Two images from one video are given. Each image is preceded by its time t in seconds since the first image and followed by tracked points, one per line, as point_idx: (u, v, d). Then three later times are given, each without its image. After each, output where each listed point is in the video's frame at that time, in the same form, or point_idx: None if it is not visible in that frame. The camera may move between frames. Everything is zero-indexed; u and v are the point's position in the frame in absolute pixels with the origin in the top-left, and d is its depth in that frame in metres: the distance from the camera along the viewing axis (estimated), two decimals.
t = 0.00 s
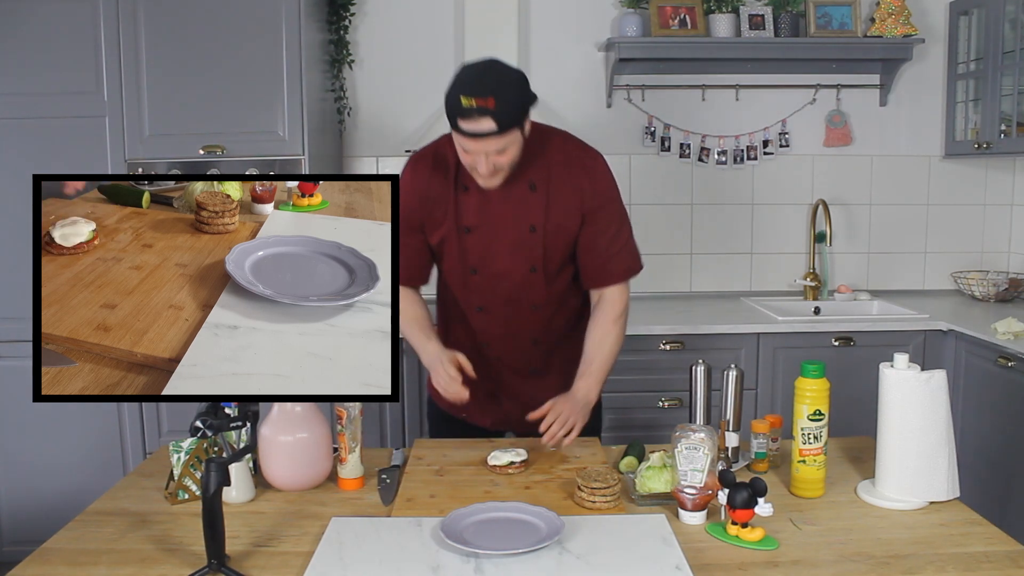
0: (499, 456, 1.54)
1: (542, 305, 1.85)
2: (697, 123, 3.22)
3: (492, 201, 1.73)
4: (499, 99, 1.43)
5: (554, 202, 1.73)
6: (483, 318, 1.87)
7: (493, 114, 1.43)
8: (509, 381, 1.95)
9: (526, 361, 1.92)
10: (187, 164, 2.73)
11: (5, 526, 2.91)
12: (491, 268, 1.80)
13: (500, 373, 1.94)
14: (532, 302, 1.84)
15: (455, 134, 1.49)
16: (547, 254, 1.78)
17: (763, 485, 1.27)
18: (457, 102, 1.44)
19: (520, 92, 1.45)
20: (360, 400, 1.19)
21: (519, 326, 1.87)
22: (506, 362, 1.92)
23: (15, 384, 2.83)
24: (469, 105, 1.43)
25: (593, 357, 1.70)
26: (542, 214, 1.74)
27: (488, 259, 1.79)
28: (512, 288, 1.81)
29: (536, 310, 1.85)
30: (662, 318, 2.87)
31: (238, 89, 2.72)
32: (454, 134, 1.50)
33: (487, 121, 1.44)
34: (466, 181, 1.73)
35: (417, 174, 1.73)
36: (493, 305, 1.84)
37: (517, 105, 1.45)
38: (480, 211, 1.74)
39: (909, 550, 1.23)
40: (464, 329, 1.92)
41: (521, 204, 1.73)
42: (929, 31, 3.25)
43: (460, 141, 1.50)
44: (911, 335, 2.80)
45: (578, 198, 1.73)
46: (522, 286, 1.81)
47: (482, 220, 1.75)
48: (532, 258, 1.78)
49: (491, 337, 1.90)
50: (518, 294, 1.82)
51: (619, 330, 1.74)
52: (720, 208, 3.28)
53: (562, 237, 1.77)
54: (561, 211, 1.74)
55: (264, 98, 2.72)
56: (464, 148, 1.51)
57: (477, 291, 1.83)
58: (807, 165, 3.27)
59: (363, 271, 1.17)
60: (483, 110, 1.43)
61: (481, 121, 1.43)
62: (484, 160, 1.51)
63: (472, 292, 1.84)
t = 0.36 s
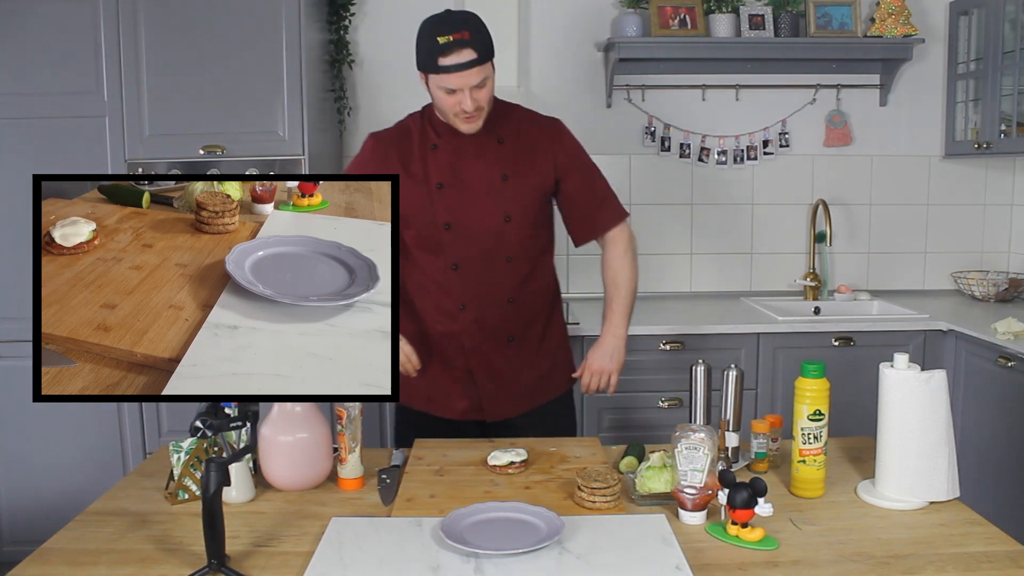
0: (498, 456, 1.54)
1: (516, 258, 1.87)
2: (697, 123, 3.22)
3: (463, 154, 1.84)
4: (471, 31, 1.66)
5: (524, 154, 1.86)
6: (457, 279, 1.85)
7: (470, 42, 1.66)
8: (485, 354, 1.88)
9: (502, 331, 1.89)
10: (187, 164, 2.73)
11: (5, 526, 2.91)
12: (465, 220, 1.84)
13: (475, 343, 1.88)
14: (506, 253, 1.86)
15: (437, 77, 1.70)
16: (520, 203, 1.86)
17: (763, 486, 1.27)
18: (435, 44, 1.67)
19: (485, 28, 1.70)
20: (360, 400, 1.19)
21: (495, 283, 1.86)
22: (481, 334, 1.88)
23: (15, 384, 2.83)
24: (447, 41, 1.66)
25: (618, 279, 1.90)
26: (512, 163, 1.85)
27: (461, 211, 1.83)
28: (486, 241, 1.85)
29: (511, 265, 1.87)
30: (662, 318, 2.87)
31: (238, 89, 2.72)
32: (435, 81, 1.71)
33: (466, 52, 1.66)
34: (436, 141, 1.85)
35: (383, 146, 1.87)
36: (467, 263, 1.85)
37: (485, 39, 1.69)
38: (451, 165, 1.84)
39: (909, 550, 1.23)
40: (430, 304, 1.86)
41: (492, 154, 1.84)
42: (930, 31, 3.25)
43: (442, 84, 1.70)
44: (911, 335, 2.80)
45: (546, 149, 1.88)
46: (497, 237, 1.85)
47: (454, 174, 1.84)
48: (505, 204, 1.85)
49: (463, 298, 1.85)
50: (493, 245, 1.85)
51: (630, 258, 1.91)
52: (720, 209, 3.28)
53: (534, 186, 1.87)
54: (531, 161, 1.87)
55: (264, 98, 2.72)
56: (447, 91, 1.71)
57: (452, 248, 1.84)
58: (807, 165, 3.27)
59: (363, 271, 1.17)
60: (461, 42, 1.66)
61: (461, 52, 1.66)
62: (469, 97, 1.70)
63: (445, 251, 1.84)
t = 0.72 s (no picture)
0: (497, 456, 1.54)
1: (510, 247, 1.89)
2: (697, 123, 3.22)
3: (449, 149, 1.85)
4: (467, 28, 1.70)
5: (506, 146, 1.89)
6: (454, 272, 1.85)
7: (467, 38, 1.69)
8: (485, 347, 1.89)
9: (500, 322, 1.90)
10: (187, 164, 2.74)
11: (5, 526, 2.91)
12: (458, 214, 1.85)
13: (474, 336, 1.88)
14: (500, 243, 1.87)
15: (432, 71, 1.69)
16: (508, 193, 1.89)
17: (763, 486, 1.28)
18: (432, 37, 1.67)
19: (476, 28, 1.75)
20: (360, 400, 1.19)
21: (492, 273, 1.87)
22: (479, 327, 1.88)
23: (15, 384, 2.83)
24: (446, 35, 1.67)
25: (563, 289, 1.96)
26: (496, 156, 1.88)
27: (452, 205, 1.84)
28: (481, 233, 1.86)
29: (504, 255, 1.88)
30: (661, 318, 2.87)
31: (238, 89, 2.72)
32: (428, 73, 1.70)
33: (464, 46, 1.69)
34: (419, 138, 1.85)
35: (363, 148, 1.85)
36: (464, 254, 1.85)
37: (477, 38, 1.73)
38: (438, 160, 1.85)
39: (909, 550, 1.23)
40: (427, 301, 1.85)
41: (477, 147, 1.86)
42: (929, 31, 3.25)
43: (437, 77, 1.70)
44: (911, 335, 2.80)
45: (523, 143, 1.92)
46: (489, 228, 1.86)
47: (442, 169, 1.84)
48: (496, 196, 1.87)
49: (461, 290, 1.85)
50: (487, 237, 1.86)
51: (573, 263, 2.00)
52: (720, 209, 3.28)
53: (518, 177, 1.90)
54: (512, 154, 1.90)
55: (264, 98, 2.72)
56: (441, 84, 1.71)
57: (448, 242, 1.84)
58: (807, 165, 3.27)
59: (363, 271, 1.17)
60: (460, 36, 1.69)
61: (459, 45, 1.68)
62: (465, 91, 1.72)
63: (441, 246, 1.84)
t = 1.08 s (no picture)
0: (496, 457, 1.54)
1: (526, 251, 1.86)
2: (697, 123, 3.22)
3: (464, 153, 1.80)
4: (486, 25, 1.64)
5: (523, 148, 1.84)
6: (470, 280, 1.82)
7: (487, 36, 1.64)
8: (501, 352, 1.87)
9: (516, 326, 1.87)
10: (187, 164, 2.73)
11: (5, 526, 2.91)
12: (474, 219, 1.81)
13: (490, 341, 1.86)
14: (516, 248, 1.85)
15: (452, 71, 1.64)
16: (524, 197, 1.84)
17: (763, 485, 1.28)
18: (451, 36, 1.62)
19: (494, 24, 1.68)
20: (360, 400, 1.19)
21: (508, 280, 1.85)
22: (496, 333, 1.86)
23: (15, 384, 2.83)
24: (465, 33, 1.62)
25: (590, 278, 1.93)
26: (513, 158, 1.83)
27: (468, 211, 1.81)
28: (496, 240, 1.82)
29: (520, 261, 1.86)
30: (661, 318, 2.87)
31: (237, 89, 2.72)
32: (449, 74, 1.65)
33: (485, 45, 1.64)
34: (434, 142, 1.81)
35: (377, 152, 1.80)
36: (480, 261, 1.82)
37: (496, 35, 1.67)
38: (454, 164, 1.80)
39: (909, 550, 1.23)
40: (443, 308, 1.84)
41: (493, 150, 1.82)
42: (930, 31, 3.25)
43: (456, 78, 1.65)
44: (911, 335, 2.80)
45: (541, 142, 1.86)
46: (505, 233, 1.83)
47: (458, 174, 1.80)
48: (512, 200, 1.83)
49: (477, 297, 1.83)
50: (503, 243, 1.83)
51: (595, 254, 1.98)
52: (721, 209, 3.28)
53: (536, 179, 1.85)
54: (529, 156, 1.85)
55: (264, 98, 2.72)
56: (461, 85, 1.66)
57: (463, 248, 1.81)
58: (808, 164, 3.27)
59: (363, 271, 1.17)
60: (479, 35, 1.63)
61: (480, 45, 1.63)
62: (485, 92, 1.67)
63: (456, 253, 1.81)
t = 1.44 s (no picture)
0: (496, 457, 1.54)
1: (574, 280, 1.77)
2: (697, 123, 3.22)
3: (528, 168, 1.72)
4: (569, 36, 1.50)
5: (593, 174, 1.72)
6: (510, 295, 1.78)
7: (570, 49, 1.49)
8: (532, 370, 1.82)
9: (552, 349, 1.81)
10: (187, 164, 2.73)
11: (5, 525, 2.91)
12: (524, 237, 1.74)
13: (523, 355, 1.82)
14: (564, 275, 1.76)
15: (529, 83, 1.51)
16: (583, 225, 1.74)
17: (763, 486, 1.28)
18: (530, 46, 1.48)
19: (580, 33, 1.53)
20: (360, 400, 1.19)
21: (550, 304, 1.78)
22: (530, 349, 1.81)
23: (14, 384, 2.83)
24: (545, 44, 1.47)
25: (675, 334, 1.53)
26: (580, 183, 1.72)
27: (519, 228, 1.74)
28: (543, 261, 1.75)
29: (567, 288, 1.77)
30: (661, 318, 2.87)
31: (237, 89, 2.72)
32: (527, 86, 1.52)
33: (566, 58, 1.49)
34: (504, 149, 1.72)
35: (449, 142, 1.73)
36: (523, 279, 1.77)
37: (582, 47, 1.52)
38: (515, 178, 1.72)
39: (909, 550, 1.23)
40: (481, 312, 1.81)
41: (558, 170, 1.71)
42: (929, 31, 3.25)
43: (534, 90, 1.51)
44: (911, 335, 2.80)
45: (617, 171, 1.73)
46: (552, 258, 1.74)
47: (518, 188, 1.72)
48: (567, 227, 1.73)
49: (515, 313, 1.79)
50: (550, 267, 1.75)
51: (681, 302, 1.59)
52: (721, 209, 3.28)
53: (600, 208, 1.73)
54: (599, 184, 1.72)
55: (264, 98, 2.72)
56: (538, 99, 1.52)
57: (507, 262, 1.76)
58: (807, 164, 3.27)
59: (363, 271, 1.17)
60: (561, 46, 1.48)
61: (560, 55, 1.48)
62: (563, 107, 1.52)
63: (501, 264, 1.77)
